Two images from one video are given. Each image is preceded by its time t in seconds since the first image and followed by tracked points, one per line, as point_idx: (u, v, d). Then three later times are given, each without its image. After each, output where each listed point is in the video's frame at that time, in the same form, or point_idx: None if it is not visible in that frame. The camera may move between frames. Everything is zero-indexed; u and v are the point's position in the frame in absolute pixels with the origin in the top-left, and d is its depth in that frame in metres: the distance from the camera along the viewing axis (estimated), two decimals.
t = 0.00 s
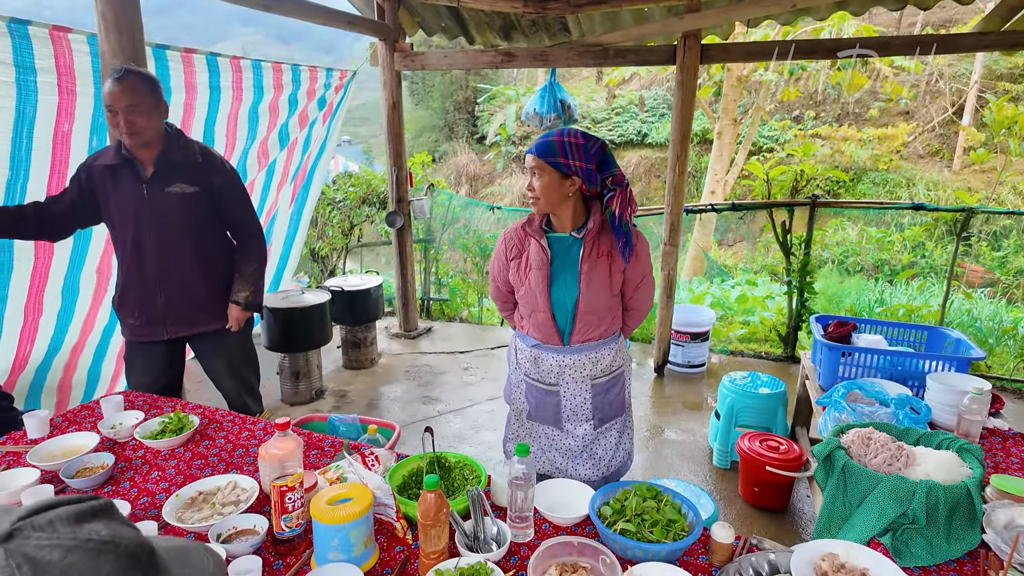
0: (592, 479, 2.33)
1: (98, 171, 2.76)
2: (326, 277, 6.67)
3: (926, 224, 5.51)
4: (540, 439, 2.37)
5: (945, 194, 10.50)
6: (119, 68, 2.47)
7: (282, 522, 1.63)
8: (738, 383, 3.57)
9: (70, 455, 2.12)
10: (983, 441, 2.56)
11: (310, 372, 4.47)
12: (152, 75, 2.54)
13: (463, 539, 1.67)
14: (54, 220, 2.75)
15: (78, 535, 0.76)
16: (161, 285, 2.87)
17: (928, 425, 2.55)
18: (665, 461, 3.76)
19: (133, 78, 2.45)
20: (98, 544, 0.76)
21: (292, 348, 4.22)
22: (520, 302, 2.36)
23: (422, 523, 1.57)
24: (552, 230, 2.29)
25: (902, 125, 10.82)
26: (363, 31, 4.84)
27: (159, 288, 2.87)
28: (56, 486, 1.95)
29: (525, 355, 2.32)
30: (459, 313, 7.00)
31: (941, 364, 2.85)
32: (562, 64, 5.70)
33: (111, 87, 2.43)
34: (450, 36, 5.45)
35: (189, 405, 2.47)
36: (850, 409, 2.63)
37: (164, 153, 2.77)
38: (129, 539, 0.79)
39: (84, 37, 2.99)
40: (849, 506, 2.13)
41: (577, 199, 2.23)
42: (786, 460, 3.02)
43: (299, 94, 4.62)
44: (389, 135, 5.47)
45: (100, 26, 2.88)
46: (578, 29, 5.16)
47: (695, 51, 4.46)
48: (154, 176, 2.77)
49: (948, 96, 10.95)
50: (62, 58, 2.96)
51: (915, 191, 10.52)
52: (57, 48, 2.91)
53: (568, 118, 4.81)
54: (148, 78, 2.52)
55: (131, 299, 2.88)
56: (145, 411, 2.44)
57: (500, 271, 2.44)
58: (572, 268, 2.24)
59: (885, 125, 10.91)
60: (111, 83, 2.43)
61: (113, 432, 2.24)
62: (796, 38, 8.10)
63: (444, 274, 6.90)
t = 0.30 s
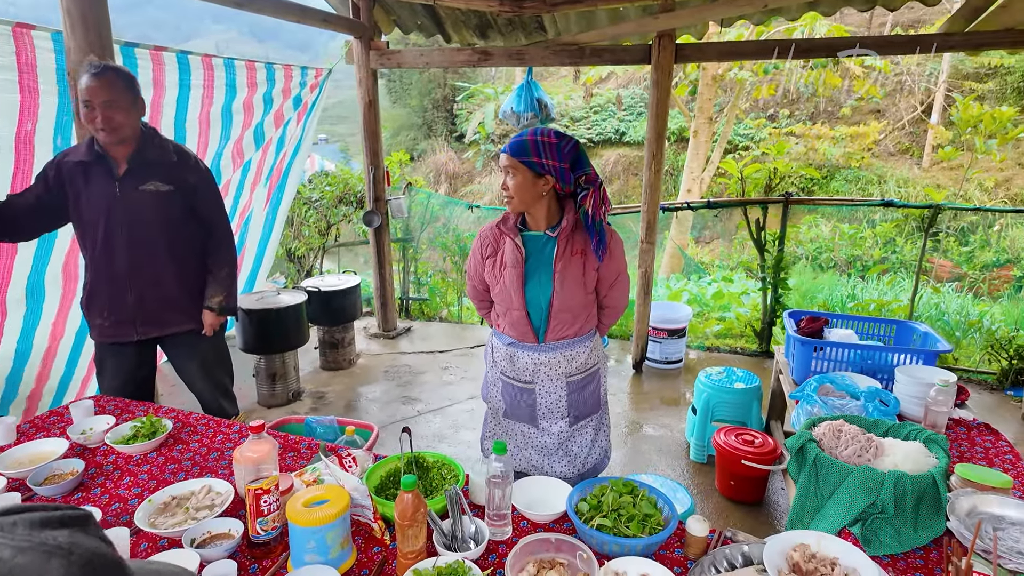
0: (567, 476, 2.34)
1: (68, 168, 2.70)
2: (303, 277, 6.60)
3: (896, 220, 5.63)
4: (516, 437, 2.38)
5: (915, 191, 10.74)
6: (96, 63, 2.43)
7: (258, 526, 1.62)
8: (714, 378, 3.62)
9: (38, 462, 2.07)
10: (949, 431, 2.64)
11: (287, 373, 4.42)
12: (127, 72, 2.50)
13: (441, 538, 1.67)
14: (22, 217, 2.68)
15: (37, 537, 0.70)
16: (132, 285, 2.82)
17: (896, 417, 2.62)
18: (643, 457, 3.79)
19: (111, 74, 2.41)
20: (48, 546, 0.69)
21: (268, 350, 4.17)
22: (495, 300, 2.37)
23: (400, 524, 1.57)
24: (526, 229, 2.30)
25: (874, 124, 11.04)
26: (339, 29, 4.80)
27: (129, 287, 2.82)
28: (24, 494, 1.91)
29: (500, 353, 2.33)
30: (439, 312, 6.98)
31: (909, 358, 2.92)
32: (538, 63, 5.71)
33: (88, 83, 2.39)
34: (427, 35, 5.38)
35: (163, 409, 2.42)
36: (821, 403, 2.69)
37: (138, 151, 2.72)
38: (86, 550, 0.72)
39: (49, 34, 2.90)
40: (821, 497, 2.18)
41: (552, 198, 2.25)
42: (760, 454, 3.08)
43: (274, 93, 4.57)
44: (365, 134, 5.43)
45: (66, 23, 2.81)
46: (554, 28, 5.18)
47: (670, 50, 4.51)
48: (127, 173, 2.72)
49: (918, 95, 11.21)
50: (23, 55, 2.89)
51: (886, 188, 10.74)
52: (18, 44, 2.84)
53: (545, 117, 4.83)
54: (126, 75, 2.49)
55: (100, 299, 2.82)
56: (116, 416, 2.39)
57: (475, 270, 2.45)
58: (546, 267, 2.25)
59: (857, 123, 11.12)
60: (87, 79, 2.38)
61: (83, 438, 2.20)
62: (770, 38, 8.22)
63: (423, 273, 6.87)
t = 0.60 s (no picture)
0: (545, 468, 2.37)
1: (19, 164, 2.62)
2: (275, 276, 6.52)
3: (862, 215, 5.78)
4: (492, 431, 2.39)
5: (881, 187, 11.01)
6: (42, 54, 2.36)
7: (230, 523, 1.60)
8: (687, 370, 3.68)
9: None
10: (912, 417, 2.72)
11: (260, 373, 4.37)
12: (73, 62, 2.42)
13: (416, 531, 1.68)
14: None
15: None
16: (94, 284, 2.76)
17: (862, 404, 2.69)
18: (619, 449, 3.84)
19: (54, 64, 2.34)
20: None
21: (240, 349, 4.10)
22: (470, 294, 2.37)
23: (375, 517, 1.57)
24: (500, 222, 2.31)
25: (842, 121, 11.28)
26: (310, 24, 4.74)
27: (91, 287, 2.76)
28: None
29: (476, 347, 2.34)
30: (415, 310, 6.95)
31: (874, 347, 3.01)
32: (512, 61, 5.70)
33: (33, 74, 2.33)
34: (400, 31, 5.22)
35: (131, 410, 2.38)
36: (791, 391, 2.75)
37: (92, 145, 2.64)
38: None
39: (11, 28, 2.82)
40: (790, 483, 2.23)
41: (525, 191, 2.26)
42: (732, 443, 3.14)
43: (244, 89, 4.50)
44: (337, 130, 5.38)
45: (25, 15, 2.73)
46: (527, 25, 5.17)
47: (641, 47, 4.56)
48: (82, 168, 2.64)
49: (884, 94, 11.49)
50: None
51: (854, 185, 10.99)
52: None
53: (519, 113, 4.83)
54: (73, 65, 2.42)
55: (61, 299, 2.76)
56: (82, 417, 2.34)
57: (450, 264, 2.45)
58: (521, 260, 2.26)
59: (825, 121, 11.36)
60: (33, 69, 2.32)
61: (46, 441, 2.14)
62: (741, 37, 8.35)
63: (398, 271, 6.83)
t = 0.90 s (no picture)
0: (519, 460, 2.40)
1: None
2: (243, 276, 6.43)
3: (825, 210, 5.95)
4: (466, 425, 2.41)
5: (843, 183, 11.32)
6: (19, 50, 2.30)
7: (199, 522, 1.59)
8: (656, 362, 3.75)
9: None
10: (871, 403, 2.82)
11: (228, 374, 4.31)
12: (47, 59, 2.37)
13: (389, 525, 1.69)
14: None
15: None
16: (56, 283, 2.69)
17: (823, 391, 2.79)
18: (591, 441, 3.90)
19: (31, 62, 2.29)
20: None
21: (208, 350, 4.04)
22: (443, 290, 2.39)
23: (346, 512, 1.57)
24: (472, 218, 2.33)
25: (805, 119, 11.56)
26: (275, 19, 4.67)
27: (53, 285, 2.69)
28: None
29: (449, 342, 2.35)
30: (387, 309, 6.92)
31: (835, 336, 3.12)
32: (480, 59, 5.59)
33: (9, 72, 2.26)
34: (369, 27, 5.18)
35: (95, 413, 2.33)
36: (755, 380, 2.83)
37: (59, 141, 2.58)
38: None
39: None
40: (755, 468, 2.30)
41: (496, 187, 2.28)
42: (700, 432, 3.21)
43: (208, 86, 4.43)
44: (305, 127, 5.32)
45: None
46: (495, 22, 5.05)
47: (608, 45, 4.62)
48: (49, 164, 2.58)
49: (845, 92, 11.81)
50: None
51: (818, 181, 11.27)
52: None
53: (489, 110, 4.85)
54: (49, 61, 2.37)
55: (20, 297, 2.68)
56: (43, 422, 2.28)
57: (422, 262, 2.47)
58: (493, 255, 2.29)
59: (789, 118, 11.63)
60: (8, 67, 2.25)
61: (7, 445, 2.09)
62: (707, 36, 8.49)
63: (370, 269, 6.79)
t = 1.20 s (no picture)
0: (493, 452, 2.41)
1: None
2: (210, 276, 6.31)
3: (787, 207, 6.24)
4: (439, 419, 2.42)
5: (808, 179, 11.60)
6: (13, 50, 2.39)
7: (168, 521, 1.56)
8: (627, 355, 3.80)
9: None
10: (833, 389, 2.91)
11: (196, 375, 4.23)
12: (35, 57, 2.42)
13: (362, 518, 1.69)
14: None
15: None
16: (30, 276, 2.64)
17: (787, 378, 2.87)
18: (564, 434, 3.94)
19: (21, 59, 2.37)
20: None
21: (174, 351, 3.96)
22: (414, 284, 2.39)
23: (319, 506, 1.57)
24: (442, 212, 2.33)
25: (771, 117, 11.81)
26: (239, 14, 4.59)
27: (26, 278, 2.63)
28: None
29: (422, 336, 2.36)
30: (359, 308, 6.86)
31: (799, 326, 3.21)
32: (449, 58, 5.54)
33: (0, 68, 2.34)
34: (335, 23, 5.06)
35: (58, 415, 2.27)
36: (722, 369, 2.90)
37: (44, 136, 2.56)
38: None
39: None
40: (723, 455, 2.36)
41: (466, 181, 2.29)
42: (670, 422, 3.27)
43: (167, 80, 4.37)
44: (271, 124, 5.24)
45: None
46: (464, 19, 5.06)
47: (577, 42, 4.67)
48: (29, 158, 2.56)
49: (808, 90, 12.10)
50: None
51: (784, 177, 11.52)
52: None
53: (459, 106, 4.85)
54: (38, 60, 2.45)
55: None
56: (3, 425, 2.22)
57: (392, 256, 2.46)
58: (464, 248, 2.30)
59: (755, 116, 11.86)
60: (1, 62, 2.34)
61: None
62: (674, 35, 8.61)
63: (341, 268, 6.71)
